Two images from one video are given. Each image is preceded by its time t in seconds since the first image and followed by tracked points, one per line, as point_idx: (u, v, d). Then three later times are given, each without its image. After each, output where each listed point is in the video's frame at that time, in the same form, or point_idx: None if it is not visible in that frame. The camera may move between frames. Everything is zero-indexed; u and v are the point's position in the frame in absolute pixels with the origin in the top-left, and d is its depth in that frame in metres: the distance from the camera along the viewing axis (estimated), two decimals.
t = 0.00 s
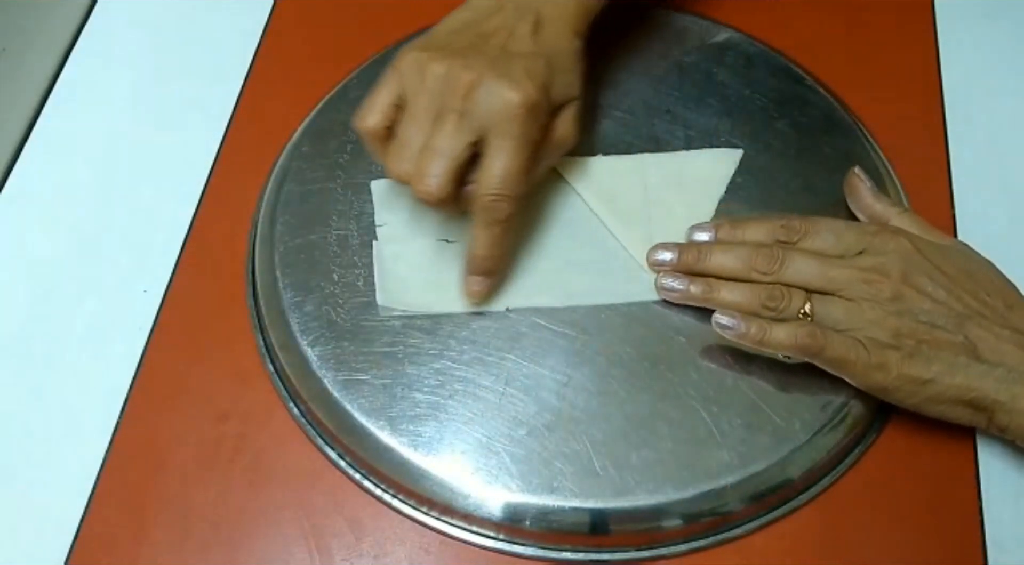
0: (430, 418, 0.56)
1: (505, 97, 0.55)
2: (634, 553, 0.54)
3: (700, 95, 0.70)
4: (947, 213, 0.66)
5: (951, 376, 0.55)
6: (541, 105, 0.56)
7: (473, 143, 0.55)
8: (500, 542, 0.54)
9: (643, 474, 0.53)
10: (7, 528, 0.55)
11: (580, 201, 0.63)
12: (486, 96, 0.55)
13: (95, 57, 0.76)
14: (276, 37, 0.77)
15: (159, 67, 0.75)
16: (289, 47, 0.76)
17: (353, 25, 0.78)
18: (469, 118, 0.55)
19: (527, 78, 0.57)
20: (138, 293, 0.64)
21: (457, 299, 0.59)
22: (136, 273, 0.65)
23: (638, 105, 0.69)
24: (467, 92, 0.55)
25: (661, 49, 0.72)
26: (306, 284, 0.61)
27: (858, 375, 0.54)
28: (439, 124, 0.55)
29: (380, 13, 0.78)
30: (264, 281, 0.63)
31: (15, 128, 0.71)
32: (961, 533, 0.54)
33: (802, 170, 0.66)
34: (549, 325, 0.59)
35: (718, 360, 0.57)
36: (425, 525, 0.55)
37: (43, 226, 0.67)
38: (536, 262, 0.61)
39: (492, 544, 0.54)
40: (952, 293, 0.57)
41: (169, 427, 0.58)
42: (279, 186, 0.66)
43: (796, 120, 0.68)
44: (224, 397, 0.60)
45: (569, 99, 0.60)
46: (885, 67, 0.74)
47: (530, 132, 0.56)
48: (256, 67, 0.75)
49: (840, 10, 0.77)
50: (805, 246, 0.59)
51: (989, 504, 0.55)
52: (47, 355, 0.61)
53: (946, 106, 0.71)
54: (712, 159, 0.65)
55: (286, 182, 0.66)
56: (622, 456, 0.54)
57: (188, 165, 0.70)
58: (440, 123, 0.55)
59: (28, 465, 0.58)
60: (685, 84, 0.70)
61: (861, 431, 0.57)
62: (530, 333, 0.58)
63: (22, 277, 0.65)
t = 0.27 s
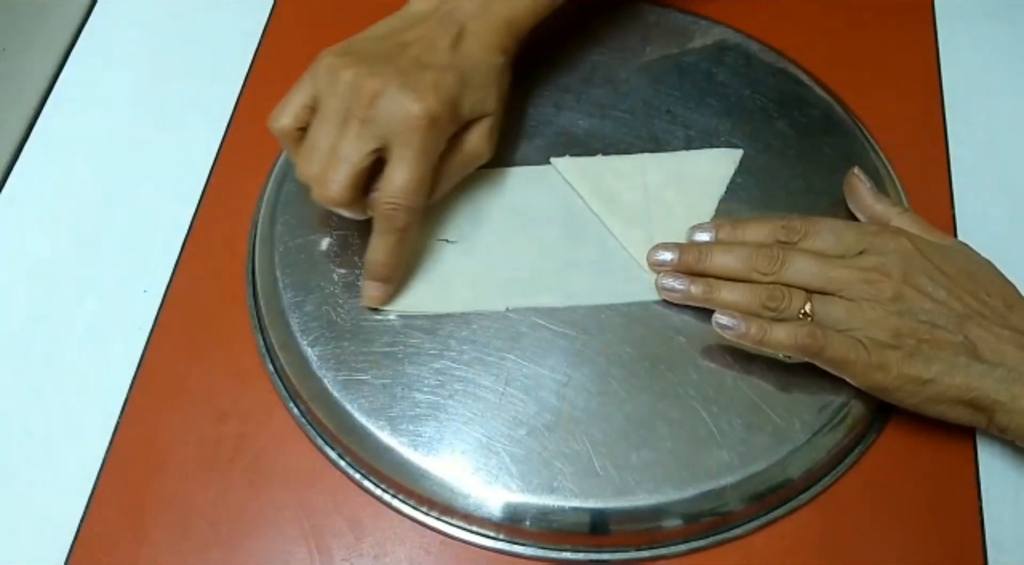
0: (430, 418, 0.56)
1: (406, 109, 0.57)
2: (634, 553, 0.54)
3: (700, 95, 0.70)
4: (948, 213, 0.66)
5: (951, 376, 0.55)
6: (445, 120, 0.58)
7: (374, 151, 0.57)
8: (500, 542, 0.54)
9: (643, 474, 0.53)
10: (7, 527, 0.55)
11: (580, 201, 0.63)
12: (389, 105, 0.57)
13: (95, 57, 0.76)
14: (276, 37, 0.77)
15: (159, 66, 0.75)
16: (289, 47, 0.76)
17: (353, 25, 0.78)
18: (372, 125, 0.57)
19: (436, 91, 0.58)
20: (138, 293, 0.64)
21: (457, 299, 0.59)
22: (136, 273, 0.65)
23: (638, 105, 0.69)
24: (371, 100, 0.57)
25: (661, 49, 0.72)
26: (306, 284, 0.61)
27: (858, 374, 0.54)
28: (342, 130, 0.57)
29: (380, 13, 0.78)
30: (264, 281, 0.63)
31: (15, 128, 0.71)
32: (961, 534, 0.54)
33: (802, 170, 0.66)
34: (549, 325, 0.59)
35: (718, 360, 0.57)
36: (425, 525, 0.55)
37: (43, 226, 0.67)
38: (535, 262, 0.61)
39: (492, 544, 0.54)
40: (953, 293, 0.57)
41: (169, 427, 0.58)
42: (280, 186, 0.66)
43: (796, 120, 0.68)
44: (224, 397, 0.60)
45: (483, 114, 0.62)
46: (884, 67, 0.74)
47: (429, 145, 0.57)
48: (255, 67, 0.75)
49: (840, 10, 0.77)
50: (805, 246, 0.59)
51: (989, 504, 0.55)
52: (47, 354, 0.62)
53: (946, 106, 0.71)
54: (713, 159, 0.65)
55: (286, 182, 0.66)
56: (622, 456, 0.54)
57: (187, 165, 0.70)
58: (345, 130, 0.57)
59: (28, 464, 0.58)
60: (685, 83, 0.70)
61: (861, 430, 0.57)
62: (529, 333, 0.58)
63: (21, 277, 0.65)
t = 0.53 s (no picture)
0: (430, 418, 0.56)
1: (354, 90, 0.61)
2: (634, 553, 0.54)
3: (700, 95, 0.70)
4: (948, 213, 0.66)
5: (954, 376, 0.55)
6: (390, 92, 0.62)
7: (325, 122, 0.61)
8: (500, 542, 0.54)
9: (643, 474, 0.53)
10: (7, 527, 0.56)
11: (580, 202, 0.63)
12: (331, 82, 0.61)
13: (95, 57, 0.76)
14: (277, 37, 0.77)
15: (158, 66, 0.75)
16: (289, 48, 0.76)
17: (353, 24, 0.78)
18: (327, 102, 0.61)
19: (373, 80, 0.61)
20: (138, 293, 0.64)
21: (457, 300, 0.60)
22: (136, 273, 0.65)
23: (638, 105, 0.69)
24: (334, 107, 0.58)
25: (661, 49, 0.72)
26: (306, 285, 0.61)
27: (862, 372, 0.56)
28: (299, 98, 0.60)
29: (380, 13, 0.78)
30: (264, 281, 0.63)
31: (15, 128, 0.71)
32: (961, 534, 0.54)
33: (802, 170, 0.66)
34: (549, 325, 0.59)
35: (718, 360, 0.57)
36: (425, 525, 0.55)
37: (43, 226, 0.67)
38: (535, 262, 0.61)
39: (492, 544, 0.54)
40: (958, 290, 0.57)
41: (169, 427, 0.58)
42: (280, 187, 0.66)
43: (796, 120, 0.68)
44: (224, 397, 0.60)
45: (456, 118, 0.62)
46: (884, 67, 0.74)
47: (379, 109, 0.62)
48: (256, 67, 0.75)
49: (840, 10, 0.77)
50: (810, 242, 0.59)
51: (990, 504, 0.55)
52: (47, 354, 0.62)
53: (946, 107, 0.71)
54: (713, 159, 0.65)
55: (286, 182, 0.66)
56: (622, 456, 0.54)
57: (187, 165, 0.70)
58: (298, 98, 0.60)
59: (28, 464, 0.58)
60: (685, 83, 0.70)
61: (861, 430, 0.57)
62: (530, 332, 0.58)
63: (21, 277, 0.65)
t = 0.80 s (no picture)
0: (430, 418, 0.56)
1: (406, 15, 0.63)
2: (634, 553, 0.54)
3: (700, 95, 0.70)
4: (949, 213, 0.66)
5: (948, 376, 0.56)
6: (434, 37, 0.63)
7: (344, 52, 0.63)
8: (500, 542, 0.54)
9: (644, 474, 0.53)
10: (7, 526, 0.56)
11: (580, 202, 0.63)
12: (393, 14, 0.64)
13: (95, 57, 0.76)
14: (277, 37, 0.77)
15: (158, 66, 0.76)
16: (289, 47, 0.76)
17: (353, 24, 0.78)
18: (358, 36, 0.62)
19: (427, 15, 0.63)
20: (138, 293, 0.64)
21: (457, 300, 0.60)
22: (136, 273, 0.65)
23: (638, 105, 0.69)
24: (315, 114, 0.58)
25: (661, 50, 0.72)
26: (306, 284, 0.61)
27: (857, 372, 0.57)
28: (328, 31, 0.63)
29: (380, 13, 0.78)
30: (264, 281, 0.63)
31: (16, 129, 0.72)
32: (961, 533, 0.54)
33: (802, 169, 0.66)
34: (549, 325, 0.59)
35: (718, 360, 0.57)
36: (425, 525, 0.55)
37: (43, 226, 0.67)
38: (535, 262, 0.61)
39: (492, 544, 0.54)
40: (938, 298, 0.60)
41: (169, 427, 0.58)
42: (279, 187, 0.66)
43: (796, 119, 0.68)
44: (224, 398, 0.60)
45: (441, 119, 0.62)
46: (885, 67, 0.74)
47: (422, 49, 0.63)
48: (256, 67, 0.75)
49: (840, 11, 0.77)
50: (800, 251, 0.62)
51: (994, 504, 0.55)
52: (47, 354, 0.62)
53: (946, 105, 0.71)
54: (713, 159, 0.65)
55: (285, 182, 0.66)
56: (623, 456, 0.54)
57: (187, 165, 0.70)
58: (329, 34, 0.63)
59: (28, 463, 0.58)
60: (685, 84, 0.70)
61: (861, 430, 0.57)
62: (530, 332, 0.58)
63: (21, 278, 0.65)
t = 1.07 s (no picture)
0: (430, 418, 0.56)
1: None
2: (634, 553, 0.54)
3: (700, 95, 0.70)
4: (949, 213, 0.66)
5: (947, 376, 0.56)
6: None
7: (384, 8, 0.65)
8: (500, 542, 0.54)
9: (644, 474, 0.53)
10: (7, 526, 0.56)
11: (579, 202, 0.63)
12: None
13: (95, 57, 0.76)
14: (277, 37, 0.77)
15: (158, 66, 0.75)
16: (289, 47, 0.76)
17: (353, 24, 0.78)
18: None
19: None
20: (138, 293, 0.64)
21: (457, 300, 0.59)
22: (136, 273, 0.65)
23: (638, 105, 0.69)
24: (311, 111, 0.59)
25: (661, 50, 0.72)
26: (306, 284, 0.61)
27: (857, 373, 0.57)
28: None
29: (380, 12, 0.78)
30: (264, 281, 0.63)
31: (15, 129, 0.72)
32: (961, 532, 0.54)
33: (802, 169, 0.65)
34: (549, 325, 0.59)
35: (718, 360, 0.57)
36: (425, 525, 0.55)
37: (43, 226, 0.67)
38: (535, 262, 0.61)
39: (492, 544, 0.54)
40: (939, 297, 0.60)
41: (169, 428, 0.58)
42: (279, 187, 0.66)
43: (796, 119, 0.68)
44: (224, 398, 0.60)
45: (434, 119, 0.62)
46: (885, 66, 0.74)
47: None
48: (256, 67, 0.75)
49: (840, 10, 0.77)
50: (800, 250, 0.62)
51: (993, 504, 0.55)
52: (47, 354, 0.62)
53: (947, 105, 0.71)
54: (713, 159, 0.65)
55: (285, 182, 0.66)
56: (623, 456, 0.54)
57: (189, 164, 0.70)
58: None
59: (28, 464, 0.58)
60: (685, 83, 0.70)
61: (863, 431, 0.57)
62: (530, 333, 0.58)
63: (21, 278, 0.65)
